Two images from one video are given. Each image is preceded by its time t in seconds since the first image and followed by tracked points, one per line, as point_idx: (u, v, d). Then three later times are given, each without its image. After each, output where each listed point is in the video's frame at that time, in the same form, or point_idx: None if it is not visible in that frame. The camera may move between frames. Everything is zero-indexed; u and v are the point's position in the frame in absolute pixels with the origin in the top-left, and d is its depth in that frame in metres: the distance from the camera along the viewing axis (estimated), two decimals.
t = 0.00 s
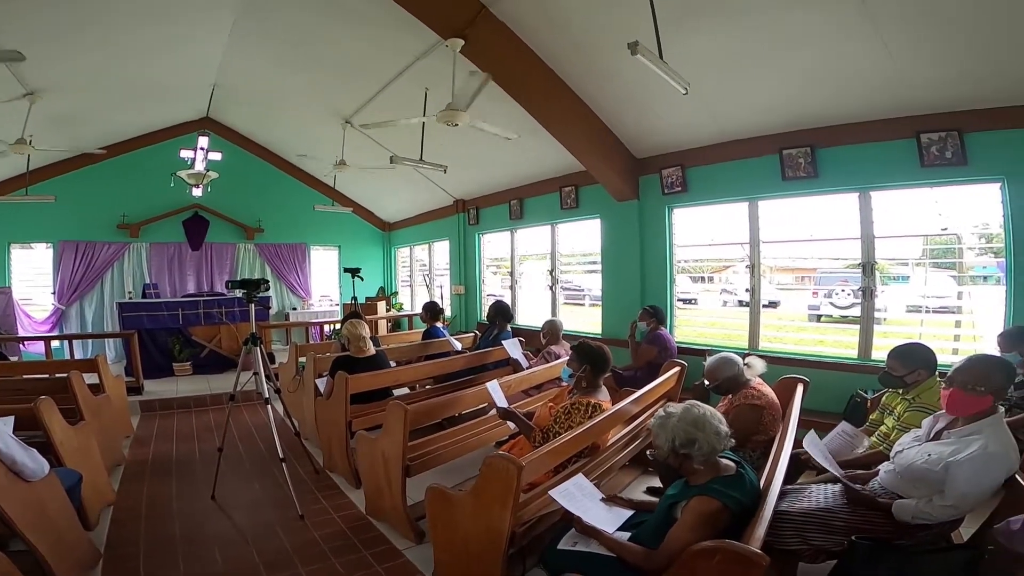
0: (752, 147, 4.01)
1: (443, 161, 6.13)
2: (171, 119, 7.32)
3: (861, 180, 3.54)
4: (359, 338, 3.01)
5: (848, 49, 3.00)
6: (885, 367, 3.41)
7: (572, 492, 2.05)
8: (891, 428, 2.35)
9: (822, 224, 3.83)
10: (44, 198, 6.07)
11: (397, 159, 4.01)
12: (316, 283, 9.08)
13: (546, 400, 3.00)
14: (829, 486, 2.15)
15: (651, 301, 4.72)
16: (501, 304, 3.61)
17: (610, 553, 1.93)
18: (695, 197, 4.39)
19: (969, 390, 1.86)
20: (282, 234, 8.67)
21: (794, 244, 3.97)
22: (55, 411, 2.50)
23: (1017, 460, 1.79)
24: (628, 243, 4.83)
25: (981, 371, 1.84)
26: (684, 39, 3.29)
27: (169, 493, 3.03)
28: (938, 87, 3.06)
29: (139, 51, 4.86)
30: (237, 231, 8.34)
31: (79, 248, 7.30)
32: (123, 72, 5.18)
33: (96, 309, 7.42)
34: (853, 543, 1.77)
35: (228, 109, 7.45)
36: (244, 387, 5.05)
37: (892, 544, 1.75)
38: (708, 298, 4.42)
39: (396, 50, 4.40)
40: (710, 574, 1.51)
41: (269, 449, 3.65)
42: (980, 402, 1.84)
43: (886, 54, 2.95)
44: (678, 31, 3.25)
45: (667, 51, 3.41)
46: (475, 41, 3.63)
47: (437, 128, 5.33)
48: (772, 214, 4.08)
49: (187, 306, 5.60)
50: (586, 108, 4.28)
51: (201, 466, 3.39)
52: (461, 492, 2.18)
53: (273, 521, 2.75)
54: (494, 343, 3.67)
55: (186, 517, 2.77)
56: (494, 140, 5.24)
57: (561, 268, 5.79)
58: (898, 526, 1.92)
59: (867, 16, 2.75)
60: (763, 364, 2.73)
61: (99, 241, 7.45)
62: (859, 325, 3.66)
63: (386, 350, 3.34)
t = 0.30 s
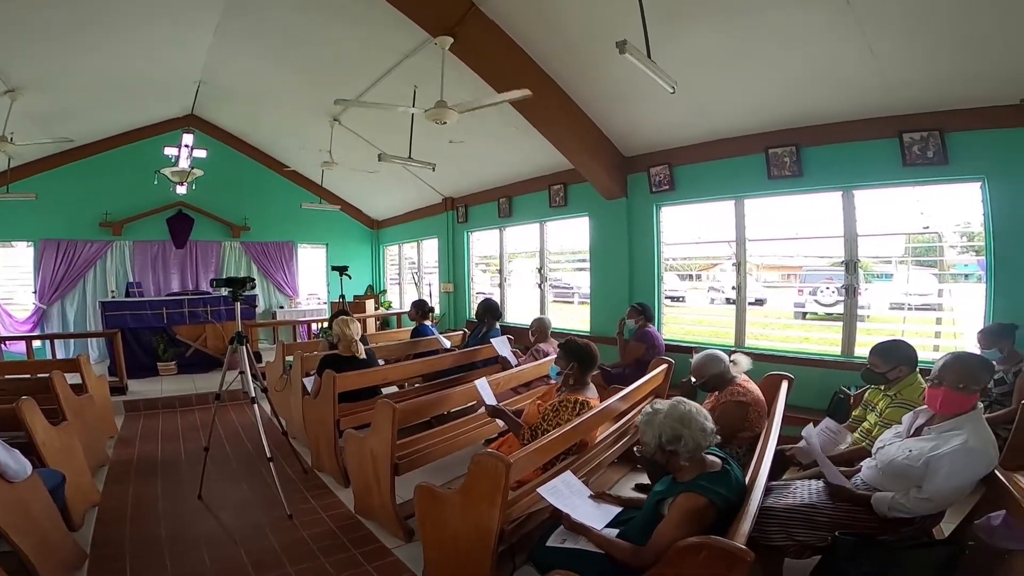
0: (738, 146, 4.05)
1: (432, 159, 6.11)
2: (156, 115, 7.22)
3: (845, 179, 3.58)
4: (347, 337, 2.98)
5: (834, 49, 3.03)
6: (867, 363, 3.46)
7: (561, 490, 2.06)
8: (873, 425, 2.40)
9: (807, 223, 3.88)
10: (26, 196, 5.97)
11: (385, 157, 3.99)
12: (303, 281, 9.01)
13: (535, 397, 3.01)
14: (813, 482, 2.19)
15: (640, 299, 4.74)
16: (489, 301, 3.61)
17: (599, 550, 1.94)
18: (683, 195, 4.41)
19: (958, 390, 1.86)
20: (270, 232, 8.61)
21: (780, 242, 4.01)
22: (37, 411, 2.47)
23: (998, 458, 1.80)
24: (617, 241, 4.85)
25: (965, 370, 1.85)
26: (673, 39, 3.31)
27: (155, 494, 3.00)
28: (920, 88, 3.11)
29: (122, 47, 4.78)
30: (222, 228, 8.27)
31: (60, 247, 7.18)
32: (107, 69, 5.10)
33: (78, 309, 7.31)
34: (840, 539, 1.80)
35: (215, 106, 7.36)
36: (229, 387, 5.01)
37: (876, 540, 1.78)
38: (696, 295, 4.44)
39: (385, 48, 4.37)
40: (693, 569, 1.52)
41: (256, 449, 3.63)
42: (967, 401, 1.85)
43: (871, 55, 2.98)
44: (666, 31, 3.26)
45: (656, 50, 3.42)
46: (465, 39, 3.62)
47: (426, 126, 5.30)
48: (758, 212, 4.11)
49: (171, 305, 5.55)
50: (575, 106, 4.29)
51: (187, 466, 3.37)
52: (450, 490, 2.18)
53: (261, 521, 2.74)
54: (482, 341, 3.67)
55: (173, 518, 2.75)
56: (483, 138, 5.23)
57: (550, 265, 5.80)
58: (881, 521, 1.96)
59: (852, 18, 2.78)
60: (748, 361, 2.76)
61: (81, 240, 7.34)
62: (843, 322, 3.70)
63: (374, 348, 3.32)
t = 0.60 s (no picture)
0: (722, 144, 4.08)
1: (418, 156, 6.09)
2: (138, 110, 7.10)
3: (825, 178, 3.63)
4: (332, 336, 2.96)
5: (816, 50, 3.06)
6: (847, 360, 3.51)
7: (547, 487, 2.06)
8: (852, 421, 2.47)
9: (788, 221, 3.93)
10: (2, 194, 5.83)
11: (371, 155, 3.96)
12: (287, 280, 8.93)
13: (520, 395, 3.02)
14: (794, 478, 2.22)
15: (625, 296, 4.77)
16: (475, 299, 3.61)
17: (585, 547, 1.94)
18: (667, 193, 4.44)
19: (939, 387, 1.90)
20: (254, 230, 8.54)
21: (763, 240, 4.05)
22: (13, 411, 2.42)
23: (972, 453, 1.84)
24: (602, 239, 4.87)
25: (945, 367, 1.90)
26: (658, 39, 3.32)
27: (136, 495, 2.97)
28: (900, 88, 3.16)
29: (102, 43, 4.70)
30: (203, 226, 8.17)
31: (37, 245, 7.03)
32: (86, 64, 5.01)
33: (55, 308, 7.17)
34: (821, 535, 1.82)
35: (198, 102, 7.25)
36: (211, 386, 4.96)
37: (856, 536, 1.81)
38: (681, 293, 4.48)
39: (371, 44, 4.34)
40: (675, 565, 1.53)
41: (239, 448, 3.60)
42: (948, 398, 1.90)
43: (852, 55, 3.02)
44: (650, 30, 3.28)
45: (641, 49, 3.43)
46: (451, 36, 3.60)
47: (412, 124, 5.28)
48: (741, 211, 4.16)
49: (150, 304, 5.44)
50: (561, 104, 4.29)
51: (169, 466, 3.32)
52: (436, 489, 2.18)
53: (246, 521, 2.72)
54: (468, 339, 3.67)
55: (154, 519, 2.72)
56: (469, 136, 5.21)
57: (536, 263, 5.81)
58: (861, 516, 1.99)
59: (833, 19, 2.82)
60: (731, 358, 2.79)
61: (59, 238, 7.20)
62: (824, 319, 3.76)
63: (359, 347, 3.31)
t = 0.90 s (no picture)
0: (705, 143, 4.12)
1: (402, 154, 6.06)
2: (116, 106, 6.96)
3: (805, 177, 3.68)
4: (314, 335, 2.94)
5: (798, 50, 3.09)
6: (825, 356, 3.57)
7: (531, 484, 2.08)
8: (830, 416, 2.48)
9: (769, 219, 3.98)
10: None
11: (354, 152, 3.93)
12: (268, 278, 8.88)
13: (505, 393, 3.02)
14: (775, 474, 2.25)
15: (609, 294, 4.80)
16: (459, 297, 3.60)
17: (569, 544, 1.95)
18: (651, 192, 4.47)
19: (912, 381, 1.94)
20: (235, 227, 8.44)
21: (745, 239, 4.10)
22: None
23: (946, 448, 1.87)
24: (586, 237, 4.89)
25: (918, 361, 1.94)
26: (643, 38, 3.34)
27: (114, 496, 2.92)
28: (879, 88, 3.21)
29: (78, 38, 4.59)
30: (181, 223, 8.04)
31: (10, 243, 6.85)
32: (61, 60, 4.90)
33: (29, 307, 7.00)
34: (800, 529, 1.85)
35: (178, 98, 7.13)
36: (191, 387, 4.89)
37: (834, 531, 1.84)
38: (665, 291, 4.51)
39: (355, 41, 4.30)
40: (659, 561, 1.54)
41: (221, 449, 3.56)
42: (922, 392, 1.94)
43: (832, 56, 3.06)
44: (634, 28, 3.29)
45: (626, 48, 3.45)
46: (436, 34, 3.58)
47: (396, 121, 5.24)
48: (723, 209, 4.20)
49: (127, 302, 5.30)
50: (546, 103, 4.29)
51: (148, 467, 3.27)
52: (420, 487, 2.17)
53: (228, 521, 2.69)
54: (452, 337, 3.66)
55: (134, 520, 2.68)
56: (454, 133, 5.20)
57: (521, 261, 5.82)
58: (840, 511, 2.02)
59: (814, 20, 2.86)
60: (712, 355, 2.82)
61: (32, 235, 7.01)
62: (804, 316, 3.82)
63: (342, 345, 3.28)
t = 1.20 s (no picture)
0: (688, 142, 4.15)
1: (386, 151, 6.02)
2: (93, 100, 6.80)
3: (785, 176, 3.73)
4: (295, 333, 2.91)
5: (780, 50, 3.13)
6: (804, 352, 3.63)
7: (516, 481, 2.08)
8: (809, 412, 2.52)
9: (750, 217, 4.02)
10: None
11: (337, 149, 3.89)
12: (249, 277, 8.76)
13: (489, 390, 3.02)
14: (755, 469, 2.29)
15: (593, 291, 4.83)
16: (443, 295, 3.59)
17: (555, 541, 1.96)
18: (635, 190, 4.49)
19: (882, 375, 1.98)
20: (215, 224, 8.33)
21: (726, 237, 4.14)
22: None
23: (920, 442, 1.91)
24: (570, 234, 4.91)
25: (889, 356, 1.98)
26: (628, 36, 3.35)
27: (92, 497, 2.87)
28: (858, 88, 3.26)
29: (53, 31, 4.47)
30: (159, 220, 7.90)
31: None
32: (36, 53, 4.77)
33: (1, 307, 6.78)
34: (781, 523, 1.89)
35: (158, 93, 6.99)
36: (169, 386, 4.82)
37: (813, 527, 1.87)
38: (649, 289, 4.54)
39: (338, 36, 4.25)
40: (642, 556, 1.55)
41: (201, 449, 3.51)
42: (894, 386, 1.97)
43: (813, 56, 3.10)
44: (619, 26, 3.29)
45: (611, 46, 3.45)
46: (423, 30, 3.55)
47: (381, 118, 5.20)
48: (706, 207, 4.24)
49: (102, 301, 5.19)
50: (531, 100, 4.29)
51: (125, 468, 3.22)
52: (404, 485, 2.16)
53: (210, 522, 2.66)
54: (437, 335, 3.66)
55: (112, 521, 2.63)
56: (438, 131, 5.17)
57: (505, 258, 5.82)
58: (819, 506, 2.06)
59: (796, 21, 2.89)
60: (694, 351, 2.85)
61: (4, 233, 6.83)
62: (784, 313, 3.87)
63: (325, 344, 3.25)
